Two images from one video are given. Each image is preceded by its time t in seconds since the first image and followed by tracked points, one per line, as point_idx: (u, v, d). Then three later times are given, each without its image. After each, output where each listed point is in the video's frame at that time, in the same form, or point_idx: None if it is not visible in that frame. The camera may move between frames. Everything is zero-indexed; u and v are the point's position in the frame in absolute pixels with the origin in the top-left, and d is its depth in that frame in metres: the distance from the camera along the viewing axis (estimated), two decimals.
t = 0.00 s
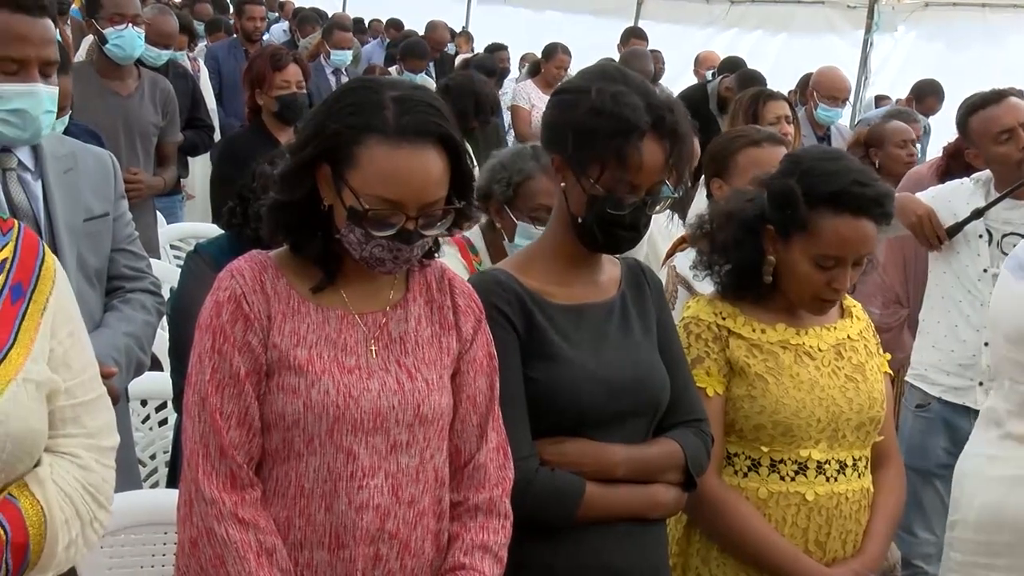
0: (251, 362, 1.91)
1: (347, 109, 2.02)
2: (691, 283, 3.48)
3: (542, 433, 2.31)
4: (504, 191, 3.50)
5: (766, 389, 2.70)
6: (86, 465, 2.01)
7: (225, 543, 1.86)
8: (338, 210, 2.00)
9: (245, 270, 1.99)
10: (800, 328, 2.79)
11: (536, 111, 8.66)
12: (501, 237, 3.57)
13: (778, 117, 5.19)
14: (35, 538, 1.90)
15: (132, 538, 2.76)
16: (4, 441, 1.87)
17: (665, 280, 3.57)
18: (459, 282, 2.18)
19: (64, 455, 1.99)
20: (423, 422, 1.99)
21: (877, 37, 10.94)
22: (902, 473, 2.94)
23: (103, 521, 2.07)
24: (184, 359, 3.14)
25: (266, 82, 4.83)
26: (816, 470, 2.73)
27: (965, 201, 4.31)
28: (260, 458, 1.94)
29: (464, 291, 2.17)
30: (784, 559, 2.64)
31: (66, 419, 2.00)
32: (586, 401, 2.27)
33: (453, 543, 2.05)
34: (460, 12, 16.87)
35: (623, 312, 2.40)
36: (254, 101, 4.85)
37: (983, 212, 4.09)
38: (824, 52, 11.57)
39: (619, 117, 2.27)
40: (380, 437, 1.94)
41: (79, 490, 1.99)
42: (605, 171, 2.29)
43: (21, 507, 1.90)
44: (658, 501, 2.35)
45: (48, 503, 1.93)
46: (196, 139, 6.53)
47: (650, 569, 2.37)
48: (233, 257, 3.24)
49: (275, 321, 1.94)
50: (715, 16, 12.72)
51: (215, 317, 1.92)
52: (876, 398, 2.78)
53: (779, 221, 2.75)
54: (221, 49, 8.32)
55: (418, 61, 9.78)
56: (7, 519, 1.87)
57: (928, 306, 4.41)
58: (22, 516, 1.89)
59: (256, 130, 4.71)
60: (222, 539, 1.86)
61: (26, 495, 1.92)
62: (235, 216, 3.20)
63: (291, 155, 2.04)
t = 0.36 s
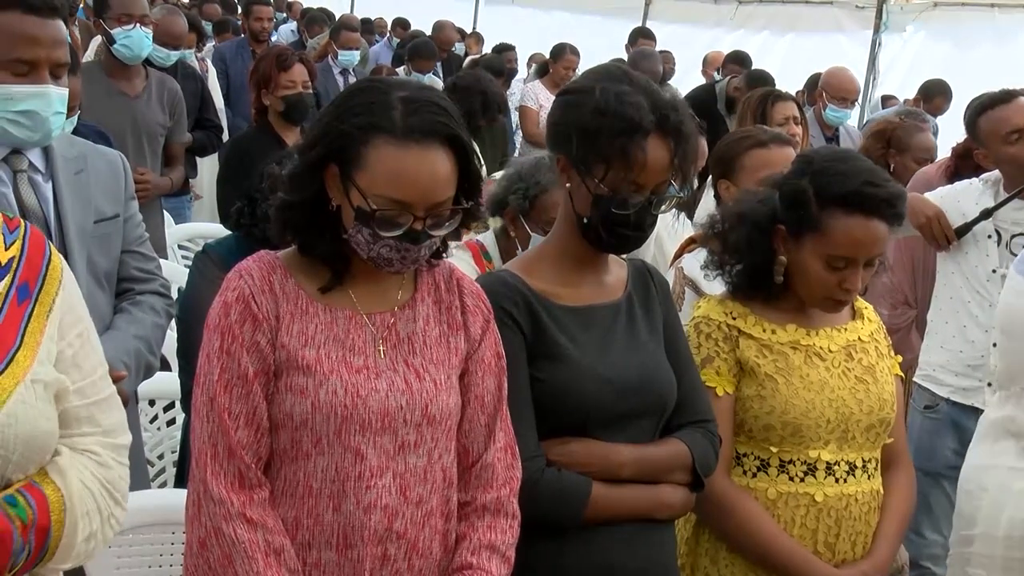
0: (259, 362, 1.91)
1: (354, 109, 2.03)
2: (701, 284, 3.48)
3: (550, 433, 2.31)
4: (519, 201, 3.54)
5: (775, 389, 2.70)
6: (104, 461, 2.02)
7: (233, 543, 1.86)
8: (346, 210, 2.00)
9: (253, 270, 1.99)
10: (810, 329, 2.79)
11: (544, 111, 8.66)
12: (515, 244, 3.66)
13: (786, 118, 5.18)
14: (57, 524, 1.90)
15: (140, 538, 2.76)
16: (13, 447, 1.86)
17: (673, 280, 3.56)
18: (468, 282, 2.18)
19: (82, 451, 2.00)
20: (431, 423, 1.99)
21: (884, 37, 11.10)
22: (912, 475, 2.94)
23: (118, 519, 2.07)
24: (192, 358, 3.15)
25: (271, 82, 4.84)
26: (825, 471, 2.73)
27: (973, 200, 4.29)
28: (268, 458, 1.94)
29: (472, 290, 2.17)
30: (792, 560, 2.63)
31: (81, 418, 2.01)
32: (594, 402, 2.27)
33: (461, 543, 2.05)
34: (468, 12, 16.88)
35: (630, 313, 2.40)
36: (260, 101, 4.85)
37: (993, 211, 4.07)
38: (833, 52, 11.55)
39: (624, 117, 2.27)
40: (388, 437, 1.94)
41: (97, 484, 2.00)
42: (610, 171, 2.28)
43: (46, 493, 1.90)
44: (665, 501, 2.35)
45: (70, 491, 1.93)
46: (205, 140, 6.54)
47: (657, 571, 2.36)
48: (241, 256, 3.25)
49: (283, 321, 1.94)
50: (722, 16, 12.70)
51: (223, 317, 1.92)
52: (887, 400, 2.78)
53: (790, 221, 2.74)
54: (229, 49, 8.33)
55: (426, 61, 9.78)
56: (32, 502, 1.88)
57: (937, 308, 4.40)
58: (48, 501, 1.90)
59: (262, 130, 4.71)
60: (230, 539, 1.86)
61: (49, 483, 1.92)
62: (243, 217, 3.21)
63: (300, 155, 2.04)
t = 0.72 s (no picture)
0: (265, 362, 1.91)
1: (360, 109, 2.03)
2: (705, 284, 3.47)
3: (555, 433, 2.31)
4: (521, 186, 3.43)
5: (784, 390, 2.69)
6: (124, 463, 2.04)
7: (239, 542, 1.86)
8: (352, 210, 2.00)
9: (259, 269, 1.99)
10: (820, 330, 2.78)
11: (549, 111, 8.65)
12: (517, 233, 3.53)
13: (791, 118, 5.18)
14: (87, 531, 1.93)
15: (145, 539, 2.77)
16: (18, 457, 1.86)
17: (678, 280, 3.56)
18: (474, 282, 2.18)
19: (105, 452, 2.02)
20: (437, 423, 1.99)
21: (890, 37, 11.05)
22: (921, 476, 2.93)
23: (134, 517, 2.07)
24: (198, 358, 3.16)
25: (277, 82, 4.84)
26: (833, 472, 2.72)
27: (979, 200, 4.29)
28: (274, 457, 1.94)
29: (479, 290, 2.17)
30: (800, 560, 2.63)
31: (104, 421, 2.03)
32: (598, 402, 2.26)
33: (467, 543, 2.05)
34: (473, 11, 16.88)
35: (634, 313, 2.40)
36: (265, 101, 4.85)
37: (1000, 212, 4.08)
38: (838, 53, 11.54)
39: (629, 117, 2.27)
40: (394, 437, 1.94)
41: (119, 487, 2.01)
42: (614, 171, 2.28)
43: (79, 497, 1.93)
44: (670, 501, 2.35)
45: (100, 497, 1.96)
46: (210, 140, 6.55)
47: (662, 571, 2.36)
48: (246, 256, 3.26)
49: (289, 320, 1.95)
50: (727, 16, 12.70)
51: (229, 317, 1.92)
52: (895, 401, 2.77)
53: (802, 221, 2.74)
54: (234, 49, 8.35)
55: (431, 61, 9.78)
56: (69, 511, 1.89)
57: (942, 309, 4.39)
58: (82, 510, 1.92)
59: (267, 129, 4.72)
60: (236, 538, 1.86)
61: (82, 488, 1.95)
62: (248, 216, 3.21)
63: (305, 155, 2.04)
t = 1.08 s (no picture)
0: (268, 362, 1.91)
1: (362, 109, 2.03)
2: (709, 286, 3.47)
3: (557, 433, 2.31)
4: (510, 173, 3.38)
5: (791, 390, 2.69)
6: (124, 466, 2.04)
7: (243, 543, 1.86)
8: (354, 210, 2.01)
9: (262, 270, 1.99)
10: (827, 330, 2.78)
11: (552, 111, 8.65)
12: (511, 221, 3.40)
13: (792, 117, 5.19)
14: (82, 537, 1.93)
15: (149, 539, 2.77)
16: (18, 460, 1.86)
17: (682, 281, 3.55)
18: (477, 282, 2.18)
19: (103, 455, 2.01)
20: (440, 423, 1.99)
21: (892, 36, 11.03)
22: (928, 476, 2.93)
23: (136, 520, 2.08)
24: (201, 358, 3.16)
25: (279, 82, 4.85)
26: (839, 472, 2.72)
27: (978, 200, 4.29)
28: (278, 458, 1.94)
29: (482, 290, 2.17)
30: (804, 560, 2.63)
31: (103, 424, 2.02)
32: (601, 402, 2.27)
33: (470, 543, 2.05)
34: (475, 11, 16.88)
35: (637, 312, 2.40)
36: (268, 101, 4.86)
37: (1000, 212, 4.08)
38: (840, 53, 11.54)
39: (630, 116, 2.27)
40: (397, 437, 1.94)
41: (118, 490, 2.01)
42: (615, 170, 2.28)
43: (73, 504, 1.93)
44: (672, 501, 2.35)
45: (97, 502, 1.96)
46: (213, 141, 6.55)
47: (663, 571, 2.36)
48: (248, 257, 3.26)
49: (292, 320, 1.95)
50: (729, 16, 12.70)
51: (232, 317, 1.92)
52: (902, 402, 2.77)
53: (807, 221, 2.74)
54: (236, 50, 8.36)
55: (433, 61, 9.78)
56: (60, 519, 1.89)
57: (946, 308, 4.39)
58: (75, 517, 1.92)
59: (269, 130, 4.73)
60: (240, 538, 1.86)
61: (76, 494, 1.95)
62: (250, 217, 3.21)
63: (308, 155, 2.05)
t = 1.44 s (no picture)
0: (272, 363, 1.92)
1: (365, 111, 2.03)
2: (715, 287, 3.48)
3: (560, 432, 2.31)
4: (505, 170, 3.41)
5: (795, 390, 2.70)
6: (125, 465, 2.05)
7: (248, 542, 1.87)
8: (357, 211, 2.01)
9: (266, 271, 2.00)
10: (832, 330, 2.79)
11: (553, 112, 8.66)
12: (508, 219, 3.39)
13: (791, 117, 5.20)
14: (80, 535, 1.94)
15: (154, 539, 2.78)
16: (19, 457, 1.86)
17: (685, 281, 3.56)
18: (480, 282, 2.18)
19: (104, 454, 2.02)
20: (444, 423, 1.99)
21: (892, 37, 11.03)
22: (931, 476, 2.93)
23: (137, 520, 2.09)
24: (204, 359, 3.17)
25: (282, 84, 4.86)
26: (843, 472, 2.73)
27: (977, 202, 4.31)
28: (281, 458, 1.95)
29: (485, 291, 2.17)
30: (807, 558, 2.63)
31: (103, 422, 2.03)
32: (605, 402, 2.27)
33: (473, 543, 2.06)
34: (476, 12, 16.90)
35: (640, 312, 2.40)
36: (271, 103, 4.87)
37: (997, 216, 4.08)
38: (841, 53, 11.55)
39: (632, 117, 2.28)
40: (401, 437, 1.95)
41: (118, 488, 2.02)
42: (618, 171, 2.29)
43: (71, 502, 1.94)
44: (675, 501, 2.35)
45: (96, 501, 1.97)
46: (217, 143, 6.57)
47: (667, 569, 2.37)
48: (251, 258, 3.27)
49: (296, 321, 1.95)
50: (730, 16, 12.71)
51: (236, 318, 1.93)
52: (906, 402, 2.78)
53: (813, 222, 2.75)
54: (238, 52, 8.39)
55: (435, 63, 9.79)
56: (57, 517, 1.90)
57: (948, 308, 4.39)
58: (72, 514, 1.92)
59: (272, 132, 4.74)
60: (245, 538, 1.87)
61: (74, 492, 1.95)
62: (253, 218, 3.22)
63: (311, 156, 2.05)
